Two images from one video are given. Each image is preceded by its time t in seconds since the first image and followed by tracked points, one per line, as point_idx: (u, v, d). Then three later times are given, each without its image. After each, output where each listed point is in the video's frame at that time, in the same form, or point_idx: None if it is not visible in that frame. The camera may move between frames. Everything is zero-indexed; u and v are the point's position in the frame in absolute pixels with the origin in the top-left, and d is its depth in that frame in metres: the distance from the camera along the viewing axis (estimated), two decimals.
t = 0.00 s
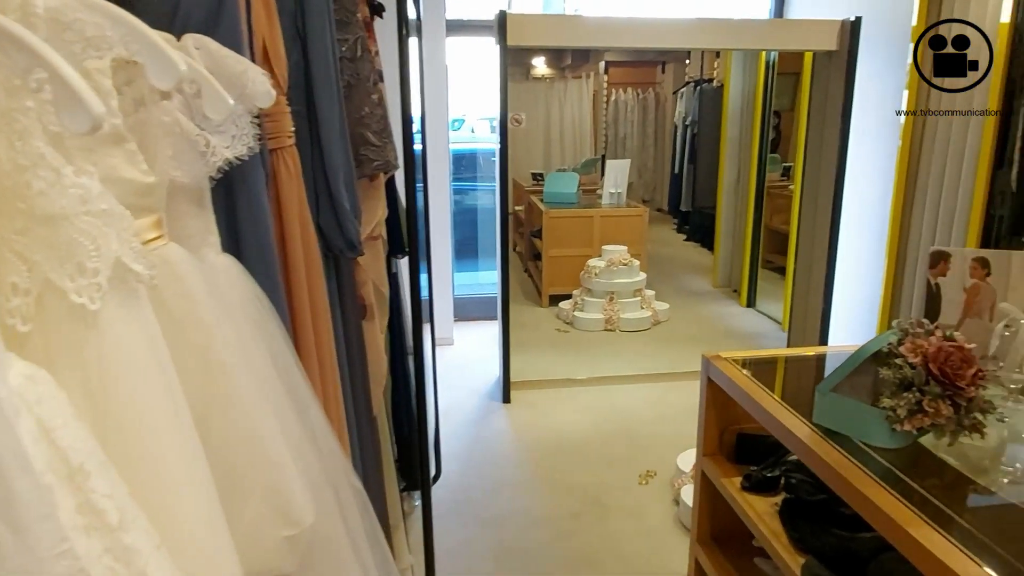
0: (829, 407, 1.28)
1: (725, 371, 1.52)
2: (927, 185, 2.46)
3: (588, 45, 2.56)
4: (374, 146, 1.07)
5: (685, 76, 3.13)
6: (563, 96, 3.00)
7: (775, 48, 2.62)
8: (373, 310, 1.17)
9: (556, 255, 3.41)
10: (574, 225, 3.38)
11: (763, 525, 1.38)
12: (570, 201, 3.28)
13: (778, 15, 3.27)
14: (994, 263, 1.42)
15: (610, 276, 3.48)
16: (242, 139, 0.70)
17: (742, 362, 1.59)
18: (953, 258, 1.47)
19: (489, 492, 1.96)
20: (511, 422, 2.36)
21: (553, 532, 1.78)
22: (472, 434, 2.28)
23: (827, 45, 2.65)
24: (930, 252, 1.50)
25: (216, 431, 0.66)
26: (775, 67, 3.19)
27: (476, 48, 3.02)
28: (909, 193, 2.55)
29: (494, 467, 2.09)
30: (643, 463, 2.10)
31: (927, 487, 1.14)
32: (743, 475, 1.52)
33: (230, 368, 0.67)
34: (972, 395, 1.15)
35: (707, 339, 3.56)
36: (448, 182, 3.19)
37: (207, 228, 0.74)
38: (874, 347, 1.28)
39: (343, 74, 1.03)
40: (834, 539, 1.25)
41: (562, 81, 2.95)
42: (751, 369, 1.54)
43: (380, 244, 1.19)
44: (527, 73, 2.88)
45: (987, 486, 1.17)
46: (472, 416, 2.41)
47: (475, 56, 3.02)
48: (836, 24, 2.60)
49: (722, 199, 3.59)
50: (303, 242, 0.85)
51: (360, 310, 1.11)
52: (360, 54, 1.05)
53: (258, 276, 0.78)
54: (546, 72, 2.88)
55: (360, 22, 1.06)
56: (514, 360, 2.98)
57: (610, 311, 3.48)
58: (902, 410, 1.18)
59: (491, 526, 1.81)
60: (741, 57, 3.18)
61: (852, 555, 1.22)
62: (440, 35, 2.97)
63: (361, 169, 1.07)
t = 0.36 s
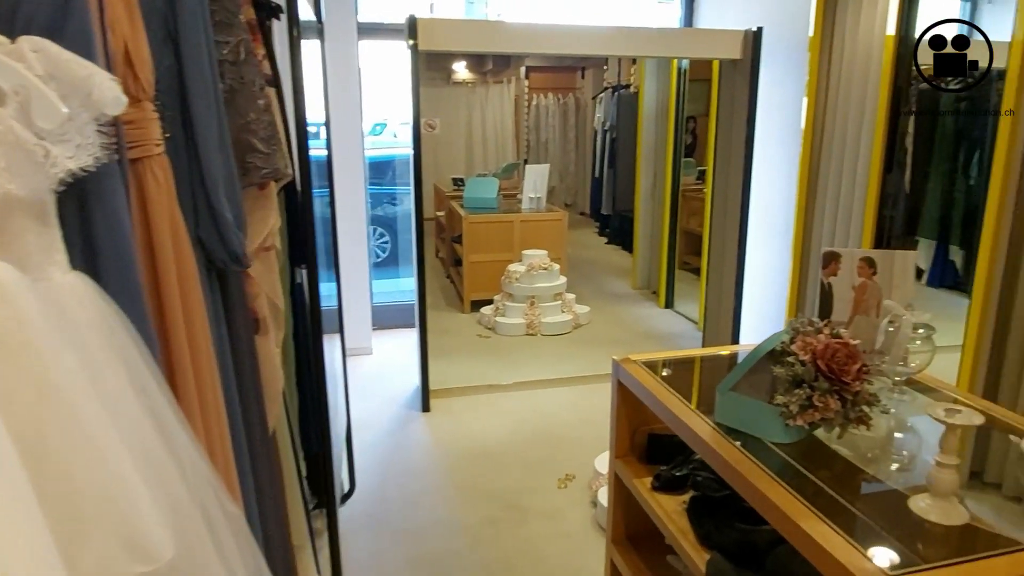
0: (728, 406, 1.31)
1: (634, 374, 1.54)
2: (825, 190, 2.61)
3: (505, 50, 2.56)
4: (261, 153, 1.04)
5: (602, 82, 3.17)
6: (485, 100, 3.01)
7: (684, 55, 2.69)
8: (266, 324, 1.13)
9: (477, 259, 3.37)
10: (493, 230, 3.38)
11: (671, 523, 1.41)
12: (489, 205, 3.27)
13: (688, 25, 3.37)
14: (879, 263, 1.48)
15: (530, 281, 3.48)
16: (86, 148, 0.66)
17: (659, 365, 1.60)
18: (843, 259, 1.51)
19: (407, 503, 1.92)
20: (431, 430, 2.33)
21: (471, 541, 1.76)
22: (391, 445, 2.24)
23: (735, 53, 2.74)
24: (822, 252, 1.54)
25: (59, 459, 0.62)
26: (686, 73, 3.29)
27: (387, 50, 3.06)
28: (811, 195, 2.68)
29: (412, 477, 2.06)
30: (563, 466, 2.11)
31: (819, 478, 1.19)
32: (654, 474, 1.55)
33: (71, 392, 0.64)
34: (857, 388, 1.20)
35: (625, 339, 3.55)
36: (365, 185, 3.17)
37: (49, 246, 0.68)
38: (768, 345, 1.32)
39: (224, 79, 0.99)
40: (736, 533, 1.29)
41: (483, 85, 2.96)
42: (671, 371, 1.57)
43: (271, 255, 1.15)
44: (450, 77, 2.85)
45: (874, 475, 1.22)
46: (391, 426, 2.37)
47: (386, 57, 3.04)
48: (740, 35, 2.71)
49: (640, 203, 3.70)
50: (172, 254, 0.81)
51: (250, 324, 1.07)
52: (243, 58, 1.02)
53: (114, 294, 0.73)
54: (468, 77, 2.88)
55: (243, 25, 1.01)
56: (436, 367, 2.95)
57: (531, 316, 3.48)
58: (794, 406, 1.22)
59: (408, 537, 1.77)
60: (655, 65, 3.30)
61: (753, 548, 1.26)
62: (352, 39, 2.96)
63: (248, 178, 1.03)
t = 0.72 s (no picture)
0: (624, 406, 1.33)
1: (535, 378, 1.54)
2: (722, 193, 2.73)
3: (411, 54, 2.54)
4: (121, 161, 1.00)
5: (510, 87, 3.56)
6: (393, 103, 3.15)
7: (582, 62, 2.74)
8: (136, 342, 1.09)
9: (385, 267, 3.39)
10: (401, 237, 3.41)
11: (574, 525, 1.41)
12: (398, 211, 3.37)
13: (588, 30, 3.44)
14: (765, 260, 1.54)
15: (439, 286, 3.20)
16: None
17: (571, 367, 1.62)
18: (731, 258, 1.56)
19: (312, 522, 1.86)
20: (336, 444, 2.27)
21: (377, 557, 1.72)
22: (295, 463, 2.16)
23: (634, 60, 2.80)
24: (713, 251, 1.58)
25: None
26: (590, 78, 3.35)
27: (282, 52, 3.04)
28: (709, 198, 2.78)
29: (316, 494, 2.00)
30: (473, 474, 2.09)
31: (712, 472, 1.23)
32: (557, 477, 1.56)
33: None
34: (743, 383, 1.24)
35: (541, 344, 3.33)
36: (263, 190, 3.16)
37: None
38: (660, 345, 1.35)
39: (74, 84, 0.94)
40: (636, 531, 1.31)
41: (391, 89, 3.10)
42: (583, 372, 1.59)
43: (140, 270, 1.10)
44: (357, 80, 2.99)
45: (762, 465, 1.27)
46: (294, 443, 2.29)
47: (280, 60, 3.02)
48: (636, 42, 2.78)
49: (548, 206, 3.84)
50: (11, 270, 0.77)
51: (117, 343, 1.01)
52: (99, 59, 0.97)
53: None
54: (375, 80, 2.99)
55: (98, 25, 0.97)
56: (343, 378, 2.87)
57: (442, 322, 3.18)
58: (685, 403, 1.25)
59: (313, 558, 1.71)
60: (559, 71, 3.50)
61: (652, 545, 1.28)
62: (245, 40, 2.85)
63: (107, 188, 1.00)
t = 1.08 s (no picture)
0: (527, 406, 1.34)
1: (439, 381, 1.52)
2: (627, 191, 2.79)
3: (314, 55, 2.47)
4: None
5: (419, 88, 3.60)
6: (298, 104, 3.11)
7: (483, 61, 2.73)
8: None
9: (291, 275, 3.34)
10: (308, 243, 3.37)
11: (482, 528, 1.40)
12: (303, 216, 3.29)
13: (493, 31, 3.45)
14: (662, 257, 1.59)
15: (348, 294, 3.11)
16: None
17: (486, 365, 1.64)
18: (630, 256, 1.60)
19: (211, 545, 1.76)
20: (239, 461, 2.18)
21: None
22: (192, 484, 2.05)
23: (536, 60, 2.82)
24: (612, 249, 1.61)
25: None
26: (496, 80, 3.36)
27: (169, 51, 2.94)
28: (615, 196, 2.84)
29: (217, 514, 1.90)
30: (384, 483, 2.05)
31: (614, 467, 1.25)
32: (465, 481, 1.55)
33: None
34: (640, 378, 1.27)
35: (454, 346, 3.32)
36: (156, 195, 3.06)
37: None
38: (560, 344, 1.36)
39: None
40: (542, 531, 1.32)
41: (295, 91, 3.07)
42: (500, 372, 1.59)
43: None
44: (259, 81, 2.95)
45: (662, 458, 1.30)
46: (192, 462, 2.17)
47: (167, 61, 2.93)
48: (537, 44, 2.80)
49: (459, 208, 3.84)
50: None
51: None
52: None
53: None
54: (279, 81, 2.99)
55: None
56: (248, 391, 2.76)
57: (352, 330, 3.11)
58: (584, 400, 1.27)
59: None
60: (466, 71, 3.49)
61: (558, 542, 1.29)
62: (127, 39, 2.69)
63: None
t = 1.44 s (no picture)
0: (436, 404, 1.31)
1: (347, 383, 1.48)
2: (543, 189, 2.80)
3: (217, 50, 2.38)
4: None
5: (333, 88, 3.40)
6: (205, 104, 3.01)
7: (395, 58, 2.68)
8: None
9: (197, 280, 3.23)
10: (215, 247, 3.28)
11: (395, 532, 1.37)
12: (211, 220, 3.23)
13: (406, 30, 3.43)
14: (573, 251, 1.60)
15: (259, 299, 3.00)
16: None
17: (409, 365, 1.61)
18: (540, 250, 1.59)
19: (109, 569, 1.65)
20: (142, 478, 2.06)
21: None
22: (89, 506, 1.92)
23: (447, 57, 2.80)
24: (522, 244, 1.60)
25: None
26: (410, 78, 3.36)
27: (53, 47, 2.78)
28: (531, 194, 2.84)
29: (117, 534, 1.79)
30: (299, 493, 1.98)
31: (526, 461, 1.25)
32: (378, 485, 1.51)
33: None
34: (549, 370, 1.26)
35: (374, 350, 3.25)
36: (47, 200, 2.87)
37: None
38: (468, 339, 1.34)
39: None
40: (456, 529, 1.30)
41: (202, 89, 2.96)
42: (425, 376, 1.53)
43: None
44: (162, 80, 2.87)
45: (572, 449, 1.30)
46: (89, 481, 2.04)
47: (52, 58, 2.78)
48: (450, 40, 2.78)
49: (377, 210, 3.85)
50: None
51: None
52: None
53: None
54: (184, 80, 2.90)
55: None
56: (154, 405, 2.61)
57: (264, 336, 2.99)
58: (493, 395, 1.25)
59: None
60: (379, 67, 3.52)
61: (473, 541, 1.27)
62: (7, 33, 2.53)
63: None
